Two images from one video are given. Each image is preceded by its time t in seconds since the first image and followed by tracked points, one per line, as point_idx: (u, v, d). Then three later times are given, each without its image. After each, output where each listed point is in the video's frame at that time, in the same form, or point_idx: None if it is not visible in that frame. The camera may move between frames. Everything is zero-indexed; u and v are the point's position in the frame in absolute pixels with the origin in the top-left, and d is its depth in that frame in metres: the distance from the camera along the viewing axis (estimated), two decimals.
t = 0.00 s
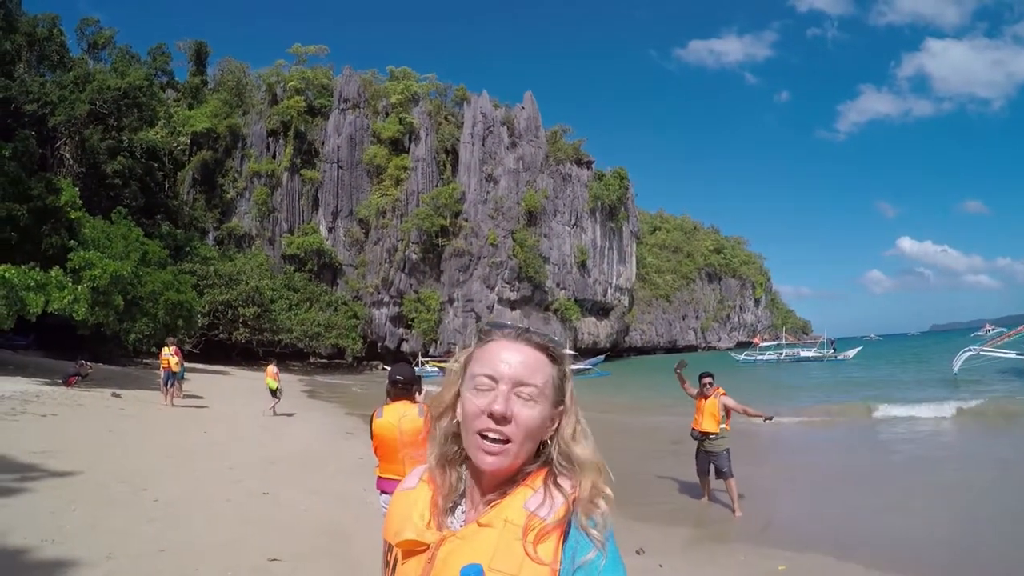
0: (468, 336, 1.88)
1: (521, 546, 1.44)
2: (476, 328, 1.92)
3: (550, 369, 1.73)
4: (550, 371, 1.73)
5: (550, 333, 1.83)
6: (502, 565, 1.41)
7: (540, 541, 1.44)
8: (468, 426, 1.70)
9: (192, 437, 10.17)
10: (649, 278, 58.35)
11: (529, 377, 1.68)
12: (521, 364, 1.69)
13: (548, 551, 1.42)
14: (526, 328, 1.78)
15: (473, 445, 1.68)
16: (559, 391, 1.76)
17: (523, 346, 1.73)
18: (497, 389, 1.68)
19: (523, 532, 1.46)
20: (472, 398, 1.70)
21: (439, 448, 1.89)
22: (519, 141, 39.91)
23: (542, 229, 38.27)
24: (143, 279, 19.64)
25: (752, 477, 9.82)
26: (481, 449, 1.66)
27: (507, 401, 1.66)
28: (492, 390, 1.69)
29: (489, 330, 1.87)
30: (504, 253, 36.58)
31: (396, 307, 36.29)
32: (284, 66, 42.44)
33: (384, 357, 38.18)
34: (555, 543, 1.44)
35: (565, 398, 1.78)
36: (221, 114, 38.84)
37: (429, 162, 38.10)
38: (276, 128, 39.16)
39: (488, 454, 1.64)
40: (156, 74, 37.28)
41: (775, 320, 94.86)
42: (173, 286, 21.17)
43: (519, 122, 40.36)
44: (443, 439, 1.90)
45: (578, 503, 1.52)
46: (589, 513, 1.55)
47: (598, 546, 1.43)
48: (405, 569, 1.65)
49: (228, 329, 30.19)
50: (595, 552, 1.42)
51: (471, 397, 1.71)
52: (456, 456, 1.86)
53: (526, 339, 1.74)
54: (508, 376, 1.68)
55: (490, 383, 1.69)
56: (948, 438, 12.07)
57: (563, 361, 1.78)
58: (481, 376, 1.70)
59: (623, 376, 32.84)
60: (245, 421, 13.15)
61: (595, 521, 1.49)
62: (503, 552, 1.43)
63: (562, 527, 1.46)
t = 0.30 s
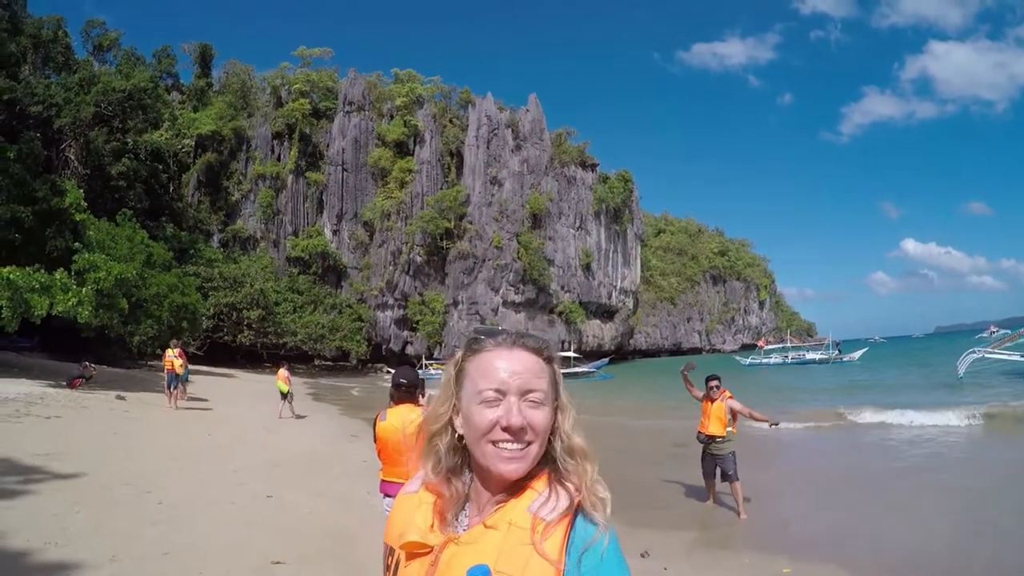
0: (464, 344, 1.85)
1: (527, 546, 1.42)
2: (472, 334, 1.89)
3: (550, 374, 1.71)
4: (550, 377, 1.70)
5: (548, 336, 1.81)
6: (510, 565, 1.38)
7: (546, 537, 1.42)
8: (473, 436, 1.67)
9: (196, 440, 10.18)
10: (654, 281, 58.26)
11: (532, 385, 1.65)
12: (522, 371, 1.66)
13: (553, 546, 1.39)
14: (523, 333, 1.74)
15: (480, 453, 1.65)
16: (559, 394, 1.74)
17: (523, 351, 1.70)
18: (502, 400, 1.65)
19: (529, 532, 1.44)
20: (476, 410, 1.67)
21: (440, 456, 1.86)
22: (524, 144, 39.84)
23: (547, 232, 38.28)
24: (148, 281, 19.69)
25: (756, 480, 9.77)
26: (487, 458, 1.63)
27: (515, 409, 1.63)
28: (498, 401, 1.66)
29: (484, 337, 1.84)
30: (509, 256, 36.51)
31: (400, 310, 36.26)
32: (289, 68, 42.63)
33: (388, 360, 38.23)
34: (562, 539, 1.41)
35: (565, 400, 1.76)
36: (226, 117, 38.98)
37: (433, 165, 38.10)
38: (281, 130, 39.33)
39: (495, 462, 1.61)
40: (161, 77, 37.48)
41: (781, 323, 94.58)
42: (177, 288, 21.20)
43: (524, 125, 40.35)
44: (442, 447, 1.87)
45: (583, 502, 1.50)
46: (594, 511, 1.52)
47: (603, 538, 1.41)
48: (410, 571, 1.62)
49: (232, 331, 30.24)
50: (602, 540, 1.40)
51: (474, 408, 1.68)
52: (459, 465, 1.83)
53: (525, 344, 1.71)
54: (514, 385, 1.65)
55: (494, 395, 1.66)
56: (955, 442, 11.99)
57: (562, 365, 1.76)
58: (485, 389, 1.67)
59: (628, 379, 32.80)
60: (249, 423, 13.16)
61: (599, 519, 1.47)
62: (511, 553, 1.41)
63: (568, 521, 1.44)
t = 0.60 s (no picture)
0: (444, 348, 1.83)
1: (520, 541, 1.42)
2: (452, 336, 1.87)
3: (533, 375, 1.71)
4: (534, 377, 1.70)
5: (530, 335, 1.80)
6: (503, 560, 1.39)
7: (540, 530, 1.42)
8: (459, 440, 1.66)
9: (193, 439, 10.17)
10: (652, 280, 58.29)
11: (515, 388, 1.64)
12: (505, 376, 1.65)
13: (547, 537, 1.40)
14: (505, 333, 1.73)
15: (468, 459, 1.64)
16: (544, 394, 1.74)
17: (508, 353, 1.69)
18: (487, 406, 1.65)
19: (523, 525, 1.44)
20: (461, 416, 1.66)
21: (429, 456, 1.85)
22: (523, 143, 39.79)
23: (545, 231, 38.26)
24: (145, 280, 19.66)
25: (752, 480, 9.81)
26: (476, 460, 1.62)
27: (499, 413, 1.63)
28: (482, 406, 1.65)
29: (463, 336, 1.80)
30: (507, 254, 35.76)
31: (398, 309, 36.35)
32: (287, 67, 42.64)
33: (387, 359, 38.29)
34: (555, 531, 1.42)
35: (550, 397, 1.77)
36: (224, 115, 38.86)
37: (432, 164, 38.06)
38: (279, 129, 39.34)
39: (483, 465, 1.61)
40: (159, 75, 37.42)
41: (778, 322, 94.82)
42: (174, 287, 21.14)
43: (522, 124, 40.33)
44: (432, 444, 1.87)
45: (573, 497, 1.51)
46: (585, 504, 1.53)
47: (593, 532, 1.42)
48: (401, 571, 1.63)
49: (230, 330, 30.20)
50: (593, 532, 1.42)
51: (458, 412, 1.67)
52: (450, 461, 1.83)
53: (507, 344, 1.70)
54: (498, 392, 1.65)
55: (478, 401, 1.65)
56: (952, 442, 12.03)
57: (544, 364, 1.76)
58: (468, 396, 1.66)
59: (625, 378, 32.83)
60: (247, 423, 13.17)
61: (588, 514, 1.48)
62: (504, 548, 1.41)
63: (561, 513, 1.45)
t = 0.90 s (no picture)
0: (441, 347, 1.83)
1: (516, 537, 1.42)
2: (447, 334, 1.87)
3: (530, 374, 1.70)
4: (530, 375, 1.70)
5: (526, 334, 1.80)
6: (503, 558, 1.39)
7: (538, 526, 1.42)
8: (457, 440, 1.66)
9: (192, 438, 10.18)
10: (651, 279, 58.25)
11: (513, 389, 1.64)
12: (503, 376, 1.65)
13: (546, 532, 1.41)
14: (501, 332, 1.72)
15: (467, 458, 1.64)
16: (540, 394, 1.73)
17: (504, 353, 1.68)
18: (485, 405, 1.64)
19: (520, 521, 1.45)
20: (458, 416, 1.66)
21: (426, 454, 1.85)
22: (521, 141, 39.79)
23: (543, 230, 38.21)
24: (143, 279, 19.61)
25: (750, 478, 9.83)
26: (473, 460, 1.63)
27: (497, 413, 1.63)
28: (480, 408, 1.65)
29: (459, 336, 1.79)
30: (505, 253, 36.31)
31: (397, 307, 36.40)
32: (285, 66, 42.58)
33: (385, 358, 38.33)
34: (552, 525, 1.42)
35: (547, 394, 1.77)
36: (222, 114, 38.71)
37: (430, 162, 38.01)
38: (278, 127, 39.25)
39: (480, 465, 1.61)
40: (157, 74, 37.37)
41: (777, 321, 94.95)
42: (172, 286, 21.08)
43: (521, 123, 40.23)
44: (429, 443, 1.87)
45: (570, 494, 1.51)
46: (582, 500, 1.54)
47: (590, 529, 1.42)
48: (399, 568, 1.63)
49: (229, 329, 30.07)
50: (590, 527, 1.43)
51: (455, 412, 1.67)
52: (446, 459, 1.83)
53: (504, 343, 1.69)
54: (496, 392, 1.64)
55: (476, 401, 1.65)
56: (950, 441, 12.06)
57: (539, 363, 1.76)
58: (466, 396, 1.66)
59: (624, 377, 32.83)
60: (246, 421, 13.18)
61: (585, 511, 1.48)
62: (501, 546, 1.41)
63: (559, 509, 1.45)
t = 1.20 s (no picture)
0: (447, 342, 1.84)
1: (513, 538, 1.42)
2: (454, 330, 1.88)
3: (537, 372, 1.71)
4: (536, 373, 1.70)
5: (531, 332, 1.80)
6: (498, 558, 1.40)
7: (532, 524, 1.42)
8: (463, 437, 1.67)
9: (191, 438, 10.17)
10: (650, 278, 58.23)
11: (522, 384, 1.65)
12: (512, 371, 1.65)
13: (541, 533, 1.40)
14: (509, 330, 1.72)
15: (472, 456, 1.64)
16: (545, 392, 1.74)
17: (511, 350, 1.69)
18: (492, 400, 1.65)
19: (515, 524, 1.44)
20: (463, 411, 1.67)
21: (427, 455, 1.86)
22: (520, 141, 39.80)
23: (542, 229, 38.16)
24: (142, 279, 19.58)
25: (750, 478, 9.83)
26: (477, 458, 1.63)
27: (504, 410, 1.63)
28: (487, 404, 1.65)
29: (467, 333, 1.79)
30: (505, 253, 36.18)
31: (396, 306, 36.42)
32: (284, 65, 42.57)
33: (385, 357, 38.36)
34: (549, 527, 1.41)
35: (550, 394, 1.77)
36: (221, 114, 38.56)
37: (429, 162, 38.02)
38: (276, 127, 39.20)
39: (484, 462, 1.61)
40: (156, 74, 37.35)
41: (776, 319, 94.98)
42: (170, 286, 20.99)
43: (519, 122, 40.38)
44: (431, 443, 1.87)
45: (571, 494, 1.51)
46: (580, 500, 1.53)
47: (589, 528, 1.42)
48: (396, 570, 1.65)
49: (229, 329, 30.02)
50: (588, 528, 1.42)
51: (462, 407, 1.68)
52: (446, 460, 1.84)
53: (512, 340, 1.69)
54: (504, 387, 1.64)
55: (485, 396, 1.65)
56: (950, 439, 12.08)
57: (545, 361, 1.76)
58: (473, 390, 1.66)
59: (624, 376, 32.83)
60: (246, 421, 13.17)
61: (585, 509, 1.49)
62: (497, 548, 1.42)
63: (556, 509, 1.44)
